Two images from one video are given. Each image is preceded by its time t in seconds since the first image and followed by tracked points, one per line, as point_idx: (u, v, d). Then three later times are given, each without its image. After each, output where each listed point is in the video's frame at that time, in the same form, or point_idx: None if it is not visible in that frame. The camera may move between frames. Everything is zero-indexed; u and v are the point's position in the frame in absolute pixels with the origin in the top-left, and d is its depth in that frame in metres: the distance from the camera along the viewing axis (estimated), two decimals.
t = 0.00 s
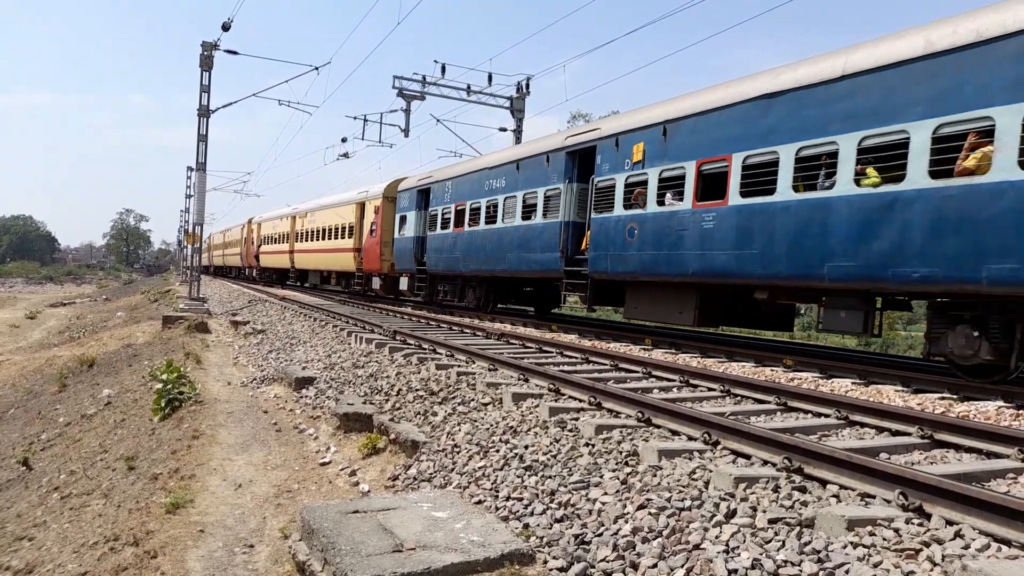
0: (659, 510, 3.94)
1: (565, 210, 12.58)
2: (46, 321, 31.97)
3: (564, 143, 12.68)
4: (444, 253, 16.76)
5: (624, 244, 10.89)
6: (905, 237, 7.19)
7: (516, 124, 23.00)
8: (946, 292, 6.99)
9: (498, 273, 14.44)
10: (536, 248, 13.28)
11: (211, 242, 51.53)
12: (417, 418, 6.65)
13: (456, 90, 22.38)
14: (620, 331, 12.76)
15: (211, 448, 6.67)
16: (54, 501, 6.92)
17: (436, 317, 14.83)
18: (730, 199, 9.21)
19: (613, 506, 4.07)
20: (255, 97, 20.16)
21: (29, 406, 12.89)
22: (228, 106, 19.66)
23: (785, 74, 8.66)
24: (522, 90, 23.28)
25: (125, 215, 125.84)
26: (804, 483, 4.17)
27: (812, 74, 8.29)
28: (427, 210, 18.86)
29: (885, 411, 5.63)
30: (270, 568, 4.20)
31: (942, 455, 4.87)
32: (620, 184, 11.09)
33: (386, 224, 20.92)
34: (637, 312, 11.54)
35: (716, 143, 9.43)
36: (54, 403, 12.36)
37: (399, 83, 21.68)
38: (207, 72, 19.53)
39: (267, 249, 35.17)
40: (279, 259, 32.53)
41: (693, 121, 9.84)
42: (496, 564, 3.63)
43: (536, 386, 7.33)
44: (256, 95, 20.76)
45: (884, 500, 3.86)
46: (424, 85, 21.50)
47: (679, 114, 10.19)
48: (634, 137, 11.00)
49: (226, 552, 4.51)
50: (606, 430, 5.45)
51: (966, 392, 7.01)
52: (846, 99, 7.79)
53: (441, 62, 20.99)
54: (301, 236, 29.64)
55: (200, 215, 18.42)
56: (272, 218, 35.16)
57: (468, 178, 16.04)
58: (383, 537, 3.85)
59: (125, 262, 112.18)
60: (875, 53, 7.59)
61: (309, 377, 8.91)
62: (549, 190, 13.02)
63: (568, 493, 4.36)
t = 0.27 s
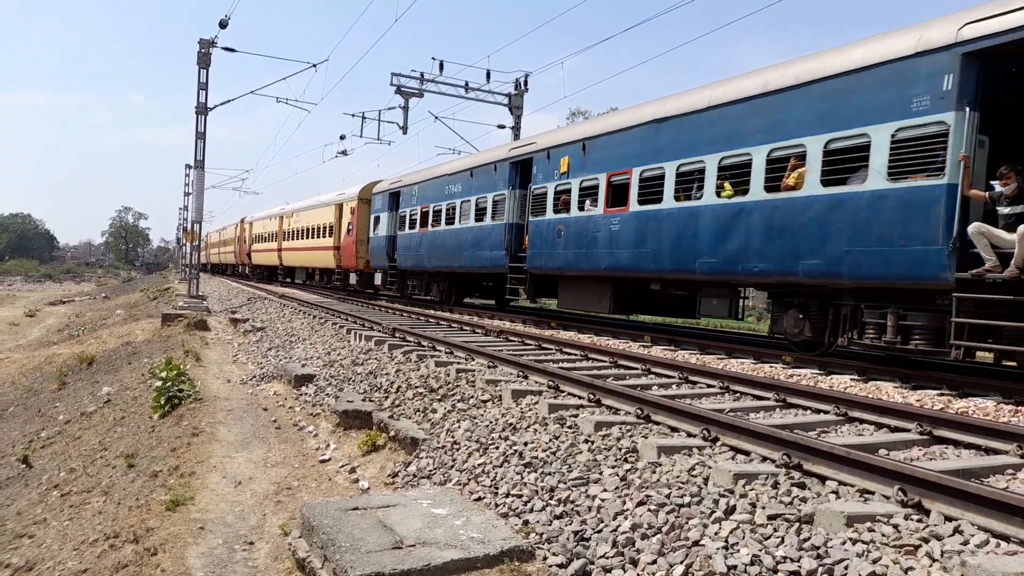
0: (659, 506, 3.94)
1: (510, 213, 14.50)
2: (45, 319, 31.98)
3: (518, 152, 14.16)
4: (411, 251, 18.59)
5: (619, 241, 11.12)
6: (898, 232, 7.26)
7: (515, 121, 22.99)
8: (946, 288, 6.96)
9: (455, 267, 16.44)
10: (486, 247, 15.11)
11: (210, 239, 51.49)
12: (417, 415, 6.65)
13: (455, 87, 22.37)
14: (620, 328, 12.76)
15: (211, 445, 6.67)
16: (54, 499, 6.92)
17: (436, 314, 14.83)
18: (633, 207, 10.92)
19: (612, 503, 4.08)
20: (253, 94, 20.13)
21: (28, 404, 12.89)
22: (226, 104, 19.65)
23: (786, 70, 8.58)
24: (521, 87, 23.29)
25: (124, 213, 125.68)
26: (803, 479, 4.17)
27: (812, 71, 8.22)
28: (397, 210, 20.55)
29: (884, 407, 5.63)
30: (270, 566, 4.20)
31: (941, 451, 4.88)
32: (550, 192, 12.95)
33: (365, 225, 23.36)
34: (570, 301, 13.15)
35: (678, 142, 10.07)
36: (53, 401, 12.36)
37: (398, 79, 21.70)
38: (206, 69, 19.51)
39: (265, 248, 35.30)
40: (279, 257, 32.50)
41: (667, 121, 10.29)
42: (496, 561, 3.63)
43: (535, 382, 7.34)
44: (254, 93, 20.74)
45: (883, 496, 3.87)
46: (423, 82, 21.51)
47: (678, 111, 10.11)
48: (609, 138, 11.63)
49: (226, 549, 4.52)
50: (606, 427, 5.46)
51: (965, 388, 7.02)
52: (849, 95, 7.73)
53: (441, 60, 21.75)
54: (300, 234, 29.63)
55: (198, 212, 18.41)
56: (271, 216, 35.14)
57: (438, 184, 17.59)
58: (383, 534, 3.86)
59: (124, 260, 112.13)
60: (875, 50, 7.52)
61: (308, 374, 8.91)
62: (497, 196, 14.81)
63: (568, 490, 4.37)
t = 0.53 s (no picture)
0: (660, 503, 3.94)
1: (468, 214, 16.14)
2: (47, 315, 32.03)
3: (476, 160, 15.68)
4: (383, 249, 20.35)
5: (608, 237, 11.47)
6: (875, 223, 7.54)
7: (516, 118, 22.97)
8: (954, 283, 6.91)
9: (423, 264, 18.29)
10: (448, 246, 16.86)
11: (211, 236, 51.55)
12: (418, 412, 6.66)
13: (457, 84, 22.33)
14: (622, 325, 12.75)
15: (212, 442, 6.68)
16: (55, 496, 6.93)
17: (437, 311, 14.82)
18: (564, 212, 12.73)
19: (613, 500, 4.08)
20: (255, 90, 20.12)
21: (30, 401, 12.91)
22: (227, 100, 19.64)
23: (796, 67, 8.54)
24: (524, 83, 23.25)
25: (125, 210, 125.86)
26: (803, 476, 4.17)
27: (826, 67, 8.17)
28: (375, 211, 22.43)
29: (885, 404, 5.63)
30: (271, 562, 4.21)
31: (942, 448, 4.87)
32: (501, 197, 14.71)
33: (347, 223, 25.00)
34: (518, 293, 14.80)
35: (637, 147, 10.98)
36: (55, 398, 12.38)
37: (399, 76, 21.68)
38: (207, 66, 19.49)
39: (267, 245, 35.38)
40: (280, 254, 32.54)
41: (633, 129, 11.13)
42: (496, 557, 3.63)
43: (536, 379, 7.34)
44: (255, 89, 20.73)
45: (884, 493, 3.86)
46: (425, 79, 21.47)
47: (686, 107, 10.05)
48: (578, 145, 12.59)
49: (226, 545, 4.52)
50: (606, 424, 5.46)
51: (966, 385, 7.01)
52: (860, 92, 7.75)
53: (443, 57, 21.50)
54: (301, 231, 29.65)
55: (200, 209, 18.41)
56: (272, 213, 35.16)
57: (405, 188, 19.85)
58: (384, 530, 3.85)
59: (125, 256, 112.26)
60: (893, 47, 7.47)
61: (309, 371, 8.92)
62: (457, 199, 16.53)
63: (569, 487, 4.36)
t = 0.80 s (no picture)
0: (651, 500, 3.95)
1: (426, 216, 17.89)
2: (36, 311, 31.84)
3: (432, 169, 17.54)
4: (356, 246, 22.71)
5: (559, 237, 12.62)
6: (726, 229, 9.47)
7: (509, 115, 22.93)
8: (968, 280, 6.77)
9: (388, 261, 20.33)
10: (411, 244, 18.60)
11: (202, 232, 51.36)
12: (410, 409, 6.64)
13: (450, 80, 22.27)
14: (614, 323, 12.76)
15: (203, 439, 6.65)
16: (44, 492, 6.89)
17: (429, 308, 14.79)
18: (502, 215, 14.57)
19: (605, 497, 4.08)
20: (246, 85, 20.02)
21: (18, 397, 12.83)
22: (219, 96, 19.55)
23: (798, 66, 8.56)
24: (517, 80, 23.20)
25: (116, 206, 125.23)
26: (794, 474, 4.19)
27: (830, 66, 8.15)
28: (348, 211, 24.26)
29: (876, 403, 5.65)
30: (262, 559, 4.19)
31: (932, 446, 4.90)
32: (451, 200, 16.55)
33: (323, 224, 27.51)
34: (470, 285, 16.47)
35: (571, 160, 12.48)
36: (44, 393, 12.31)
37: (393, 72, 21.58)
38: (198, 60, 19.38)
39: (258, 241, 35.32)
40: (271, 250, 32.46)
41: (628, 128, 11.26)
42: (487, 554, 3.63)
43: (528, 376, 7.35)
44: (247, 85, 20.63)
45: (874, 491, 3.88)
46: (418, 75, 21.34)
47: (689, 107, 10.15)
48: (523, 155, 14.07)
49: (217, 542, 4.50)
50: (599, 421, 5.46)
51: (955, 383, 7.04)
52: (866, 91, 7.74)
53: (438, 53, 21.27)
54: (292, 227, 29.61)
55: (191, 205, 18.31)
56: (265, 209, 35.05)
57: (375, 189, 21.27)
58: (375, 527, 3.85)
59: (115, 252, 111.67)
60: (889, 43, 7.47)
61: (301, 367, 8.89)
62: (416, 201, 18.44)
63: (560, 484, 4.36)
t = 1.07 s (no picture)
0: (655, 497, 3.95)
1: (399, 215, 19.58)
2: (41, 309, 31.93)
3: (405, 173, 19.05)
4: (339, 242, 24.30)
5: (507, 236, 14.21)
6: (634, 231, 11.14)
7: (512, 112, 22.92)
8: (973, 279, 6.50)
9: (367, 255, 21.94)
10: (385, 243, 20.36)
11: (205, 230, 51.52)
12: (413, 407, 6.65)
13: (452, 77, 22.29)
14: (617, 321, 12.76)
15: (207, 436, 6.67)
16: (50, 489, 6.91)
17: (433, 306, 14.80)
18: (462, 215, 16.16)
19: (609, 494, 4.09)
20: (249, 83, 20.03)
21: (24, 394, 12.88)
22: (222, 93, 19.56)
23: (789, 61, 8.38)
24: (519, 77, 23.23)
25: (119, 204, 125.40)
26: (798, 471, 4.19)
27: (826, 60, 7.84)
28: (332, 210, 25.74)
29: (880, 400, 5.64)
30: (266, 556, 4.20)
31: (936, 443, 4.89)
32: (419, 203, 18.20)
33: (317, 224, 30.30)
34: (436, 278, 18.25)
35: (520, 168, 14.02)
36: (49, 391, 12.36)
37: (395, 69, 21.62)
38: (201, 58, 19.40)
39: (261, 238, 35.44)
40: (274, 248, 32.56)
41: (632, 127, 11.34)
42: (491, 551, 3.63)
43: (531, 374, 7.35)
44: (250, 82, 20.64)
45: (879, 488, 3.88)
46: (420, 72, 21.42)
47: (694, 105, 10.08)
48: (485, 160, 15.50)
49: (221, 539, 4.51)
50: (602, 418, 5.47)
51: (959, 381, 7.03)
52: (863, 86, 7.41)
53: (439, 50, 21.74)
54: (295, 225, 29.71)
55: (194, 202, 18.34)
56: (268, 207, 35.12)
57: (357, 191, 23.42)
58: (379, 524, 3.86)
59: (119, 250, 111.98)
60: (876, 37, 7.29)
61: (305, 365, 8.90)
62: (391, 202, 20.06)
63: (564, 481, 4.37)
